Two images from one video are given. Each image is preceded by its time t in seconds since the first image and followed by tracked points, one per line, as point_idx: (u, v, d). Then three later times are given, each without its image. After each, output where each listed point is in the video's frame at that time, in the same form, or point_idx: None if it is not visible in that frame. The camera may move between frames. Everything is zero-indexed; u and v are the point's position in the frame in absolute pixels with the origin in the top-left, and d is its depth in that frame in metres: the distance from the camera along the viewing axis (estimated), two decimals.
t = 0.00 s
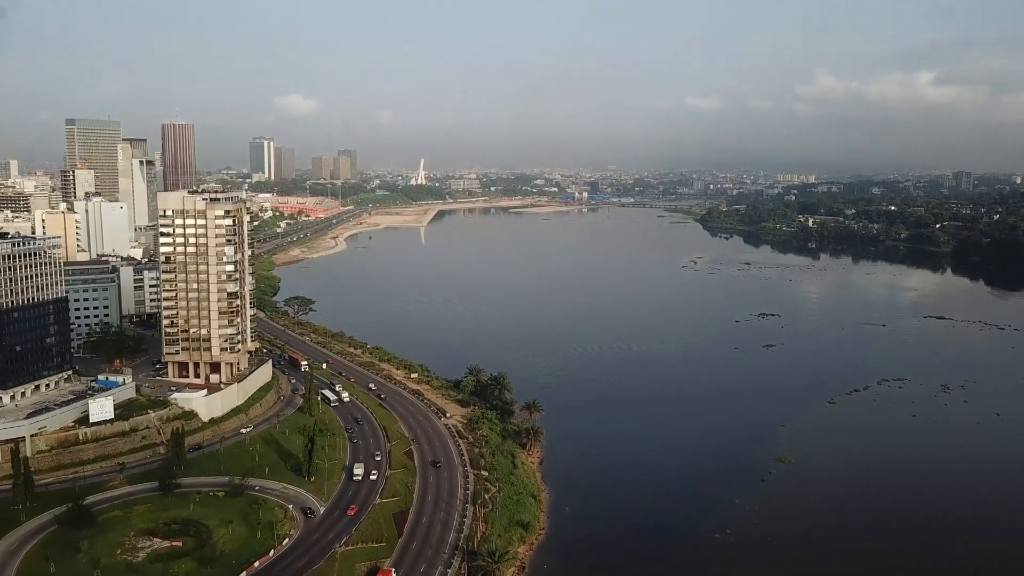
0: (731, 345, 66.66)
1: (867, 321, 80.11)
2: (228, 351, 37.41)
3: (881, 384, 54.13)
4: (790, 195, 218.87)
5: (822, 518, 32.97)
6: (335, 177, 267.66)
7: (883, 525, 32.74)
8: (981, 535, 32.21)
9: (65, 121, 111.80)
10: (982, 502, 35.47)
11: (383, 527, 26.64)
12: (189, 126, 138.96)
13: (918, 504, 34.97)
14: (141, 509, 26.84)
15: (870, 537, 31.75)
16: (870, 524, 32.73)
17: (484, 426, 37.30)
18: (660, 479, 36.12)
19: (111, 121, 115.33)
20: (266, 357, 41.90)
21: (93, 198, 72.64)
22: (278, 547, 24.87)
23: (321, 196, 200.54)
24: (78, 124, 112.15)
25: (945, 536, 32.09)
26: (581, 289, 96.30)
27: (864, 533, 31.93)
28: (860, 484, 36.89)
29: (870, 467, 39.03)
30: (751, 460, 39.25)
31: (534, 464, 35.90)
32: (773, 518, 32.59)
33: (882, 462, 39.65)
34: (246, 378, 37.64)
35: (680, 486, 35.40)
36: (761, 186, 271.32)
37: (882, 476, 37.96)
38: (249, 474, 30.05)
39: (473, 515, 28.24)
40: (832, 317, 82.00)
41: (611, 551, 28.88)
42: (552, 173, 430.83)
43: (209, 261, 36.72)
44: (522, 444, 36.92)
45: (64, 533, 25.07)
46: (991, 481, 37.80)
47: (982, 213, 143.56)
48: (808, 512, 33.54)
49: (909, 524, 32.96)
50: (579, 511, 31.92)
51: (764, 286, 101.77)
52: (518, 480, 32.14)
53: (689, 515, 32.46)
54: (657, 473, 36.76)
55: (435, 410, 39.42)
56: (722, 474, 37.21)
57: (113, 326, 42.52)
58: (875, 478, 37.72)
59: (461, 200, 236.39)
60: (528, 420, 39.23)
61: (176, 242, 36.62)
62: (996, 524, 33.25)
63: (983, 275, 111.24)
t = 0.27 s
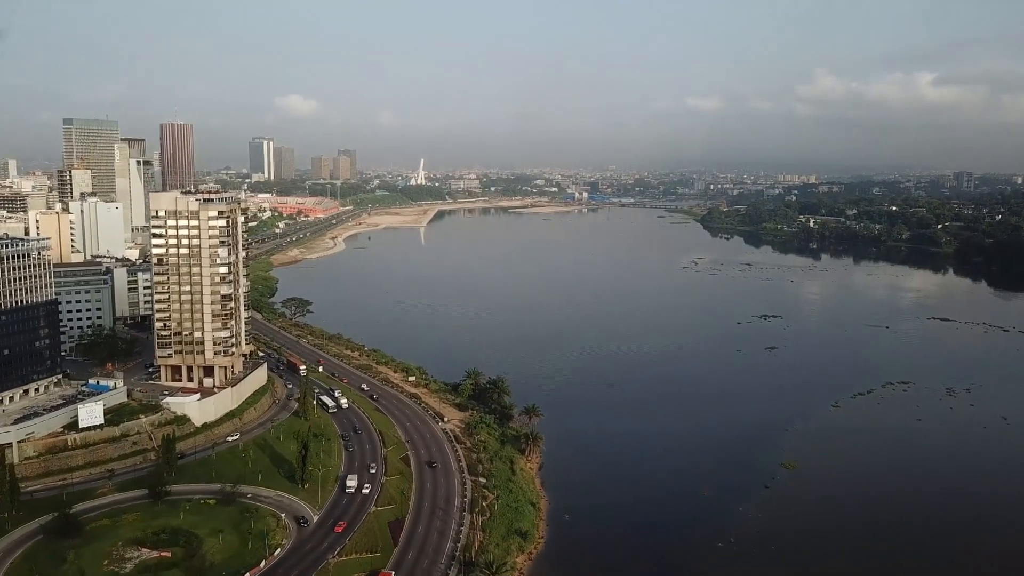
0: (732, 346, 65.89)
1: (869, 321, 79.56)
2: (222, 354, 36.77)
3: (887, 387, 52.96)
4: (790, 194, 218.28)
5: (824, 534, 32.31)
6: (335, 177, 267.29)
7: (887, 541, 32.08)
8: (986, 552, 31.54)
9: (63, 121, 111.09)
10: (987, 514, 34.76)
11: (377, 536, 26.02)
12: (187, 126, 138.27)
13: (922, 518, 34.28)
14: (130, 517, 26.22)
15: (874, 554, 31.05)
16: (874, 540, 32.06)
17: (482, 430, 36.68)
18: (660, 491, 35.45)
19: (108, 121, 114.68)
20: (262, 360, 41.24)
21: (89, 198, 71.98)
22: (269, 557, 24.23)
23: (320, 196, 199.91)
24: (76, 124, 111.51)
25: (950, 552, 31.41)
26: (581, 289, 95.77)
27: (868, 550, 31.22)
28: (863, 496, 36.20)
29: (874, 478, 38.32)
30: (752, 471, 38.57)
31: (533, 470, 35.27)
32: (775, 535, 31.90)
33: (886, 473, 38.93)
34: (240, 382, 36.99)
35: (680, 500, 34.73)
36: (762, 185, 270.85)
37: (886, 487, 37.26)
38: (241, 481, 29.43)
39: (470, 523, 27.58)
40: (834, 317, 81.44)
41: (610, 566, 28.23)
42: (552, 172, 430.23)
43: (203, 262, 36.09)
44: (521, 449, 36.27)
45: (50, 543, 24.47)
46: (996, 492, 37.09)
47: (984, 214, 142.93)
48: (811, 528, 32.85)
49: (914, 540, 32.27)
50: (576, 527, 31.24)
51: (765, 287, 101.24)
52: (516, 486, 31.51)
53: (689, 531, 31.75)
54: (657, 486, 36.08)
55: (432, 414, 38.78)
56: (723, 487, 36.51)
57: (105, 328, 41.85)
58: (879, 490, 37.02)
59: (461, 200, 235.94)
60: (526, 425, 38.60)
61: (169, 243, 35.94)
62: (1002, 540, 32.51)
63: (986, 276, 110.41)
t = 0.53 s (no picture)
0: (733, 347, 65.21)
1: (870, 322, 78.99)
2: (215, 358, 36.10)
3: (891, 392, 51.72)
4: (790, 194, 217.69)
5: (828, 547, 31.64)
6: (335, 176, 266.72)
7: (892, 555, 31.40)
8: (994, 565, 30.87)
9: (60, 121, 110.40)
10: (995, 524, 34.07)
11: (372, 546, 25.38)
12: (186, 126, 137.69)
13: (928, 528, 33.60)
14: (119, 525, 25.55)
15: (879, 569, 30.39)
16: (878, 554, 31.40)
17: (480, 435, 36.04)
18: (661, 502, 34.76)
19: (105, 121, 114.02)
20: (257, 362, 40.61)
21: (84, 199, 71.29)
22: (261, 568, 23.58)
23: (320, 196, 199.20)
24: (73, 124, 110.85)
25: (956, 566, 30.75)
26: (580, 290, 95.22)
27: (873, 564, 30.58)
28: (868, 506, 35.52)
29: (879, 485, 37.65)
30: (755, 479, 37.91)
31: (532, 477, 34.63)
32: (778, 550, 31.21)
33: (890, 480, 38.24)
34: (234, 386, 36.33)
35: (682, 511, 34.07)
36: (763, 185, 270.20)
37: (891, 495, 36.57)
38: (233, 488, 28.75)
39: (468, 531, 26.94)
40: (835, 318, 80.90)
41: None
42: (552, 172, 429.67)
43: (195, 264, 35.40)
44: (520, 454, 35.61)
45: (36, 553, 23.81)
46: (1002, 499, 36.49)
47: (985, 214, 142.37)
48: (815, 541, 32.18)
49: (920, 553, 31.58)
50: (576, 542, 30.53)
51: (766, 287, 100.71)
52: (515, 493, 30.89)
53: (691, 545, 31.11)
54: (658, 495, 35.42)
55: (429, 418, 38.12)
56: (725, 496, 35.83)
57: (96, 331, 41.14)
58: (884, 498, 36.34)
59: (460, 200, 235.39)
60: (525, 430, 37.96)
61: (161, 244, 35.26)
62: (1010, 552, 31.85)
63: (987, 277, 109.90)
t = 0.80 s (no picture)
0: (734, 347, 64.63)
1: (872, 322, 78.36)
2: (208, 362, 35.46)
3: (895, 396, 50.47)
4: (791, 194, 217.02)
5: (829, 548, 31.15)
6: (334, 177, 266.11)
7: (894, 555, 30.89)
8: (998, 565, 30.37)
9: (57, 120, 109.73)
10: (998, 523, 33.55)
11: (365, 557, 24.70)
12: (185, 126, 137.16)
13: (930, 527, 33.08)
14: (106, 535, 24.87)
15: (880, 569, 29.91)
16: (880, 554, 30.90)
17: (478, 440, 35.35)
18: (661, 505, 34.19)
19: (103, 120, 113.34)
20: (251, 366, 39.93)
21: (80, 198, 70.62)
22: None
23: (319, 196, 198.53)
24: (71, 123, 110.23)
25: (959, 565, 30.26)
26: (580, 290, 94.65)
27: (874, 564, 30.08)
28: (869, 505, 35.00)
29: (880, 485, 37.13)
30: (756, 480, 37.34)
31: (531, 484, 33.93)
32: (779, 551, 30.69)
33: (892, 479, 37.72)
34: (227, 390, 35.67)
35: (681, 512, 33.56)
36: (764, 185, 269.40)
37: (892, 495, 36.07)
38: (224, 497, 28.06)
39: (464, 541, 26.22)
40: (836, 318, 80.31)
41: None
42: (552, 173, 428.99)
43: (188, 266, 34.76)
44: (518, 461, 34.90)
45: (20, 563, 23.13)
46: (1005, 498, 35.98)
47: (987, 215, 141.70)
48: (815, 540, 31.73)
49: (921, 553, 31.11)
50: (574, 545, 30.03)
51: (766, 287, 100.15)
52: (514, 501, 30.19)
53: (689, 547, 30.67)
54: (657, 498, 34.85)
55: (427, 423, 37.42)
56: (724, 497, 35.30)
57: (88, 334, 40.43)
58: (886, 497, 35.85)
59: (460, 200, 234.78)
60: (524, 435, 37.26)
61: (153, 246, 34.60)
62: (1013, 551, 31.38)
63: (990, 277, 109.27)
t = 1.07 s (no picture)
0: (734, 347, 64.20)
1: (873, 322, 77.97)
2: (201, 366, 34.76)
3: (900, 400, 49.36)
4: (791, 194, 216.46)
5: (828, 550, 30.84)
6: (333, 176, 265.33)
7: (893, 557, 30.60)
8: (997, 567, 30.10)
9: (54, 119, 109.15)
10: (997, 524, 33.26)
11: (359, 567, 24.09)
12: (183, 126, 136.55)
13: (930, 529, 32.79)
14: (93, 544, 24.25)
15: (879, 572, 29.63)
16: (879, 556, 30.61)
17: (476, 446, 34.70)
18: (659, 507, 33.81)
19: (100, 120, 112.78)
20: (245, 369, 39.28)
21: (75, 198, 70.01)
22: None
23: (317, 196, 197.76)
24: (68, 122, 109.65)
25: (958, 568, 30.00)
26: (579, 290, 94.18)
27: (873, 566, 29.79)
28: (868, 506, 34.69)
29: (880, 485, 36.80)
30: (755, 480, 36.99)
31: (531, 490, 33.27)
32: (777, 554, 30.37)
33: (891, 479, 37.39)
34: (220, 394, 34.98)
35: (678, 514, 33.17)
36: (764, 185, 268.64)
37: (892, 496, 35.75)
38: (215, 505, 27.40)
39: (461, 551, 25.56)
40: (837, 318, 79.90)
41: None
42: (552, 173, 428.16)
43: (179, 268, 34.10)
44: (517, 467, 34.24)
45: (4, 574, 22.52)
46: (1006, 498, 35.71)
47: (989, 215, 141.22)
48: (815, 542, 31.44)
49: (920, 555, 30.83)
50: (570, 550, 29.66)
51: (767, 287, 99.74)
52: (512, 508, 29.55)
53: (685, 555, 29.92)
54: (654, 501, 34.38)
55: (424, 428, 36.77)
56: (723, 498, 34.96)
57: (78, 338, 39.74)
58: (885, 497, 35.53)
59: (459, 199, 234.12)
60: (523, 440, 36.61)
61: (145, 247, 33.96)
62: (1012, 552, 31.13)
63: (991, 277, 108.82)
